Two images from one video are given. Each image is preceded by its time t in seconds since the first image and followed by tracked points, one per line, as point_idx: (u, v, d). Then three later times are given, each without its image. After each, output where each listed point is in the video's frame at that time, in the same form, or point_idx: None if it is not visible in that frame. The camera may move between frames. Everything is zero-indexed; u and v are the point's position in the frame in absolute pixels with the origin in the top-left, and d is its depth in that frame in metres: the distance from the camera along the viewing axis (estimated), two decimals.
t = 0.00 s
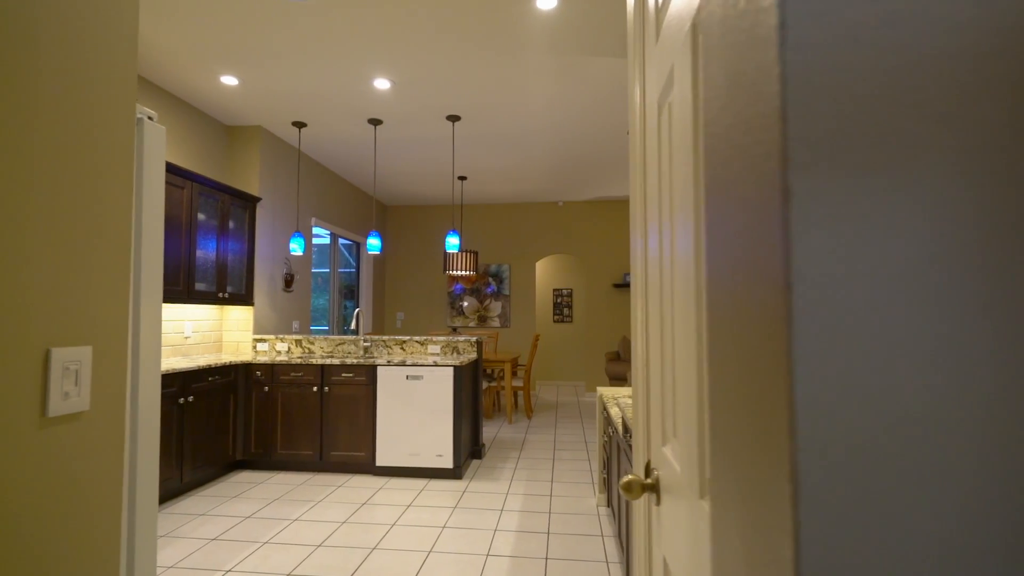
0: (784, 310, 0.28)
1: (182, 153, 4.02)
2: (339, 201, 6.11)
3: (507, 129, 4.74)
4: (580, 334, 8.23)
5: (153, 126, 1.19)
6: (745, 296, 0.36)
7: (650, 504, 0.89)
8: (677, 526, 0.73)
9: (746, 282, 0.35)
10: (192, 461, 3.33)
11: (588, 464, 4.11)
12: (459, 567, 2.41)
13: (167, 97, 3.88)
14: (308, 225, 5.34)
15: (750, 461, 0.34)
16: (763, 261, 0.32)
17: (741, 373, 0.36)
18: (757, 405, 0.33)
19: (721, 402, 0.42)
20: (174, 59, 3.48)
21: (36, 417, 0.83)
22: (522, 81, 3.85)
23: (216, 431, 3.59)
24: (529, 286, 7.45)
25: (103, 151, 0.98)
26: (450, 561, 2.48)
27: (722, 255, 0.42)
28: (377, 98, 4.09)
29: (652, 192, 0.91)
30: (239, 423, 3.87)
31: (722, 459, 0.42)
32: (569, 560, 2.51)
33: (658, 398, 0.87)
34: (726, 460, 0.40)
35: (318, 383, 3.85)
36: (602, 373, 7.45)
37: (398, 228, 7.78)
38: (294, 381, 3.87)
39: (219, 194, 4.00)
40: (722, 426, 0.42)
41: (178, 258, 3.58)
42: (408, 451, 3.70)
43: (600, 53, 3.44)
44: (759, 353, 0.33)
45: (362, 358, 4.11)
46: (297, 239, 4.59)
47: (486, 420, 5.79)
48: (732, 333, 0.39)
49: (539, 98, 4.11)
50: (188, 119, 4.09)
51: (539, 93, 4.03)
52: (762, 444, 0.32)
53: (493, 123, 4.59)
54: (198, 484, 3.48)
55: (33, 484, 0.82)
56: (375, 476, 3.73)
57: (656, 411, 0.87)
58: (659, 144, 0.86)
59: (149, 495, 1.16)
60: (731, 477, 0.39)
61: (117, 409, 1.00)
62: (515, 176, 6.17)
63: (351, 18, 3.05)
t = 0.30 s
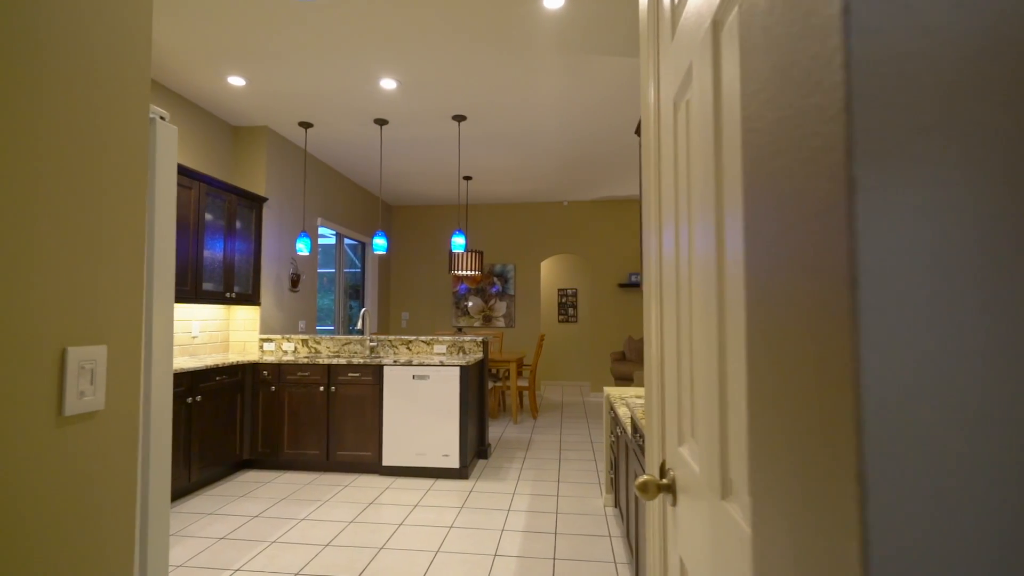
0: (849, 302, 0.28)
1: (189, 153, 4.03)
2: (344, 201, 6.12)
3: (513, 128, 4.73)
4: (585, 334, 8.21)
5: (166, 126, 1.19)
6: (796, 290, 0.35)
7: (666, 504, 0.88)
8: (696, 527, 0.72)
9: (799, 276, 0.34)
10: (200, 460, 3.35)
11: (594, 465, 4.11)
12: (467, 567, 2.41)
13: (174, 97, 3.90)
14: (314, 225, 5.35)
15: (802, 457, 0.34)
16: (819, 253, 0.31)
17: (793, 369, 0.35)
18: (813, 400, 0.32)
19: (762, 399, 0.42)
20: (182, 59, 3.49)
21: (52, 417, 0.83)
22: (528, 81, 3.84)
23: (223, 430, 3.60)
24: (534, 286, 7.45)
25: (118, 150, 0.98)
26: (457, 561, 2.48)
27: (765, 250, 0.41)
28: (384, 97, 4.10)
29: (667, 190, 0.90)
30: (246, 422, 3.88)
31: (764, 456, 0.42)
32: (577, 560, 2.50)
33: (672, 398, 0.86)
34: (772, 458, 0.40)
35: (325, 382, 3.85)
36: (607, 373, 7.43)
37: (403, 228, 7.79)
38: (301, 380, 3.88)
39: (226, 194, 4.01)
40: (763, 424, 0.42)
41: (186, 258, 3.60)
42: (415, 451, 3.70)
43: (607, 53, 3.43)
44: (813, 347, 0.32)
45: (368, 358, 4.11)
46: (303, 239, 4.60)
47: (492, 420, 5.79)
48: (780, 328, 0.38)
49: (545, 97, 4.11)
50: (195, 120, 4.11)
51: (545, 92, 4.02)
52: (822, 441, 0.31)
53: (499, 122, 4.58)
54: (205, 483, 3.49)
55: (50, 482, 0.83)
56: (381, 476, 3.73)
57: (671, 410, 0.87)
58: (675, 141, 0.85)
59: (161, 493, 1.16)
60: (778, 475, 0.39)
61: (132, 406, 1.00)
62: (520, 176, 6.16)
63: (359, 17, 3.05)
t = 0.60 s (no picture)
0: (922, 295, 0.27)
1: (197, 153, 4.05)
2: (351, 201, 6.13)
3: (519, 128, 4.73)
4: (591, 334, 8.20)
5: (179, 125, 1.19)
6: (850, 286, 0.34)
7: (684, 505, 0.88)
8: (716, 529, 0.71)
9: (856, 272, 0.34)
10: (208, 459, 3.36)
11: (601, 465, 4.10)
12: (475, 567, 2.41)
13: (182, 98, 3.91)
14: (321, 225, 5.37)
15: (857, 456, 0.33)
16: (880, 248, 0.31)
17: (849, 366, 0.34)
18: (877, 396, 0.31)
19: (804, 397, 0.41)
20: (190, 60, 3.51)
21: (70, 415, 0.83)
22: (535, 80, 3.84)
23: (231, 429, 3.62)
24: (540, 286, 7.45)
25: (134, 148, 0.99)
26: (466, 561, 2.48)
27: (809, 245, 0.40)
28: (391, 97, 4.11)
29: (684, 189, 0.90)
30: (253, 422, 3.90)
31: (805, 455, 0.41)
32: (585, 560, 2.50)
33: (690, 397, 0.85)
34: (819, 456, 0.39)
35: (332, 382, 3.85)
36: (613, 374, 7.42)
37: (408, 228, 7.80)
38: (308, 380, 3.89)
39: (233, 194, 4.03)
40: (807, 422, 0.41)
41: (194, 258, 3.61)
42: (421, 451, 3.70)
43: (614, 52, 3.43)
44: (872, 345, 0.32)
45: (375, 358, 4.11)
46: (310, 239, 4.61)
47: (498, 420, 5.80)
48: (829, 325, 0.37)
49: (551, 96, 4.10)
50: (203, 120, 4.12)
51: (552, 92, 4.02)
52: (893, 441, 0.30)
53: (505, 122, 4.58)
54: (213, 482, 3.51)
55: (67, 482, 0.83)
56: (388, 475, 3.74)
57: (688, 409, 0.86)
58: (693, 138, 0.84)
59: (175, 492, 1.16)
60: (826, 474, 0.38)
61: (148, 405, 1.00)
62: (526, 176, 6.16)
63: (366, 18, 3.06)
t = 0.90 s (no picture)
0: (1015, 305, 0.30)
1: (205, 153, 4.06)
2: (357, 201, 6.14)
3: (526, 128, 4.73)
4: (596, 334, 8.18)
5: (194, 124, 1.20)
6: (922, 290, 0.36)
7: (705, 504, 0.87)
8: (741, 529, 0.70)
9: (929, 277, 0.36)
10: (216, 458, 3.38)
11: (608, 465, 4.08)
12: (484, 567, 2.41)
13: (190, 98, 3.93)
14: (328, 225, 5.38)
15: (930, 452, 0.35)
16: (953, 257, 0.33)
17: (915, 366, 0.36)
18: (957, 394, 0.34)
19: (856, 393, 0.41)
20: (199, 60, 3.52)
21: (90, 412, 0.83)
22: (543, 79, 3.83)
23: (239, 429, 3.63)
24: (545, 286, 7.44)
25: (154, 147, 0.99)
26: (474, 562, 2.47)
27: (856, 244, 0.41)
28: (399, 97, 4.11)
29: (704, 188, 0.89)
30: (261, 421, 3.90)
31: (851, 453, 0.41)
32: (595, 561, 2.48)
33: (710, 395, 0.85)
34: (877, 448, 0.38)
35: (340, 381, 3.86)
36: (619, 374, 7.40)
37: (414, 228, 7.81)
38: (316, 379, 3.89)
39: (241, 194, 4.04)
40: (857, 418, 0.40)
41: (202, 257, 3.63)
42: (429, 450, 3.70)
43: (622, 51, 3.41)
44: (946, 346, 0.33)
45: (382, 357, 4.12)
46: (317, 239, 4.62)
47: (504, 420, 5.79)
48: (886, 326, 0.38)
49: (559, 96, 4.09)
50: (210, 120, 4.14)
51: (560, 91, 4.01)
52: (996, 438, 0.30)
53: (512, 121, 4.57)
54: (222, 481, 3.52)
55: (88, 480, 0.83)
56: (396, 475, 3.75)
57: (710, 408, 0.86)
58: (714, 137, 0.84)
59: (190, 491, 1.17)
60: (887, 468, 0.37)
61: (166, 404, 1.00)
62: (532, 175, 6.15)
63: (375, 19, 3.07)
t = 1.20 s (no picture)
0: None
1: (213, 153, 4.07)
2: (363, 200, 6.14)
3: (533, 127, 4.72)
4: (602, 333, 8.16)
5: (210, 121, 1.19)
6: (971, 283, 0.34)
7: (732, 506, 0.86)
8: (773, 532, 0.69)
9: (978, 272, 0.33)
10: (225, 457, 3.38)
11: (616, 465, 4.07)
12: (494, 567, 2.40)
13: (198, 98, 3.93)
14: (334, 224, 5.38)
15: (978, 458, 0.32)
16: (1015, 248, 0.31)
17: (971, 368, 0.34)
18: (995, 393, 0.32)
19: (922, 396, 0.38)
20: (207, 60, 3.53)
21: (110, 412, 0.83)
22: (551, 78, 3.82)
23: (247, 428, 3.63)
24: (551, 285, 7.43)
25: (173, 145, 0.99)
26: (484, 562, 2.46)
27: (915, 241, 0.39)
28: (405, 96, 4.11)
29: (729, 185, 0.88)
30: (269, 420, 3.90)
31: (912, 458, 0.40)
32: (606, 562, 2.47)
33: (738, 396, 0.83)
34: (937, 456, 0.36)
35: (347, 380, 3.85)
36: (625, 374, 7.38)
37: (419, 227, 7.81)
38: (324, 378, 3.89)
39: (249, 194, 4.04)
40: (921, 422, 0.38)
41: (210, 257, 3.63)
42: (437, 450, 3.70)
43: (630, 49, 3.40)
44: (1001, 346, 0.31)
45: (389, 357, 4.11)
46: (323, 238, 4.61)
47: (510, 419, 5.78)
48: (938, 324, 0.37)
49: (566, 95, 4.08)
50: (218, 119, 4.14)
51: (566, 90, 4.00)
52: None
53: (518, 120, 4.56)
54: (230, 480, 3.52)
55: (106, 480, 0.82)
56: (403, 474, 3.74)
57: (736, 408, 0.84)
58: (741, 133, 0.83)
59: (205, 491, 1.16)
60: (943, 474, 0.35)
61: (183, 403, 1.00)
62: (538, 174, 6.14)
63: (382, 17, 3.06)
